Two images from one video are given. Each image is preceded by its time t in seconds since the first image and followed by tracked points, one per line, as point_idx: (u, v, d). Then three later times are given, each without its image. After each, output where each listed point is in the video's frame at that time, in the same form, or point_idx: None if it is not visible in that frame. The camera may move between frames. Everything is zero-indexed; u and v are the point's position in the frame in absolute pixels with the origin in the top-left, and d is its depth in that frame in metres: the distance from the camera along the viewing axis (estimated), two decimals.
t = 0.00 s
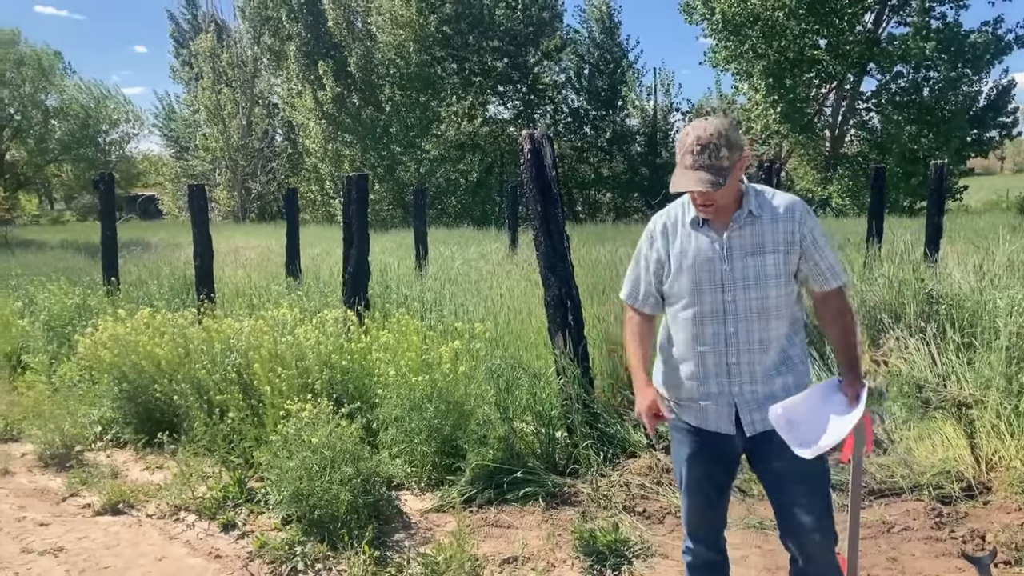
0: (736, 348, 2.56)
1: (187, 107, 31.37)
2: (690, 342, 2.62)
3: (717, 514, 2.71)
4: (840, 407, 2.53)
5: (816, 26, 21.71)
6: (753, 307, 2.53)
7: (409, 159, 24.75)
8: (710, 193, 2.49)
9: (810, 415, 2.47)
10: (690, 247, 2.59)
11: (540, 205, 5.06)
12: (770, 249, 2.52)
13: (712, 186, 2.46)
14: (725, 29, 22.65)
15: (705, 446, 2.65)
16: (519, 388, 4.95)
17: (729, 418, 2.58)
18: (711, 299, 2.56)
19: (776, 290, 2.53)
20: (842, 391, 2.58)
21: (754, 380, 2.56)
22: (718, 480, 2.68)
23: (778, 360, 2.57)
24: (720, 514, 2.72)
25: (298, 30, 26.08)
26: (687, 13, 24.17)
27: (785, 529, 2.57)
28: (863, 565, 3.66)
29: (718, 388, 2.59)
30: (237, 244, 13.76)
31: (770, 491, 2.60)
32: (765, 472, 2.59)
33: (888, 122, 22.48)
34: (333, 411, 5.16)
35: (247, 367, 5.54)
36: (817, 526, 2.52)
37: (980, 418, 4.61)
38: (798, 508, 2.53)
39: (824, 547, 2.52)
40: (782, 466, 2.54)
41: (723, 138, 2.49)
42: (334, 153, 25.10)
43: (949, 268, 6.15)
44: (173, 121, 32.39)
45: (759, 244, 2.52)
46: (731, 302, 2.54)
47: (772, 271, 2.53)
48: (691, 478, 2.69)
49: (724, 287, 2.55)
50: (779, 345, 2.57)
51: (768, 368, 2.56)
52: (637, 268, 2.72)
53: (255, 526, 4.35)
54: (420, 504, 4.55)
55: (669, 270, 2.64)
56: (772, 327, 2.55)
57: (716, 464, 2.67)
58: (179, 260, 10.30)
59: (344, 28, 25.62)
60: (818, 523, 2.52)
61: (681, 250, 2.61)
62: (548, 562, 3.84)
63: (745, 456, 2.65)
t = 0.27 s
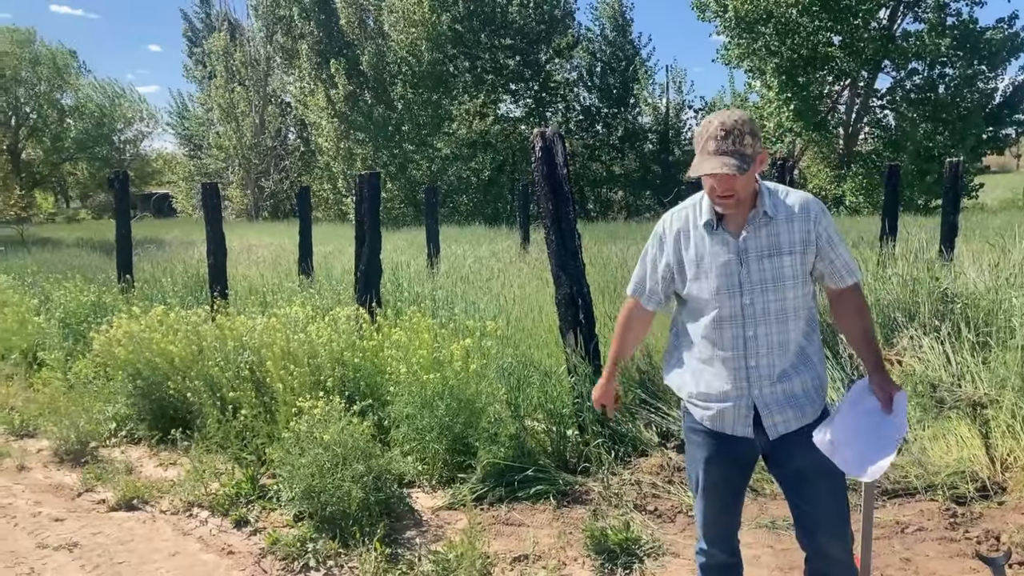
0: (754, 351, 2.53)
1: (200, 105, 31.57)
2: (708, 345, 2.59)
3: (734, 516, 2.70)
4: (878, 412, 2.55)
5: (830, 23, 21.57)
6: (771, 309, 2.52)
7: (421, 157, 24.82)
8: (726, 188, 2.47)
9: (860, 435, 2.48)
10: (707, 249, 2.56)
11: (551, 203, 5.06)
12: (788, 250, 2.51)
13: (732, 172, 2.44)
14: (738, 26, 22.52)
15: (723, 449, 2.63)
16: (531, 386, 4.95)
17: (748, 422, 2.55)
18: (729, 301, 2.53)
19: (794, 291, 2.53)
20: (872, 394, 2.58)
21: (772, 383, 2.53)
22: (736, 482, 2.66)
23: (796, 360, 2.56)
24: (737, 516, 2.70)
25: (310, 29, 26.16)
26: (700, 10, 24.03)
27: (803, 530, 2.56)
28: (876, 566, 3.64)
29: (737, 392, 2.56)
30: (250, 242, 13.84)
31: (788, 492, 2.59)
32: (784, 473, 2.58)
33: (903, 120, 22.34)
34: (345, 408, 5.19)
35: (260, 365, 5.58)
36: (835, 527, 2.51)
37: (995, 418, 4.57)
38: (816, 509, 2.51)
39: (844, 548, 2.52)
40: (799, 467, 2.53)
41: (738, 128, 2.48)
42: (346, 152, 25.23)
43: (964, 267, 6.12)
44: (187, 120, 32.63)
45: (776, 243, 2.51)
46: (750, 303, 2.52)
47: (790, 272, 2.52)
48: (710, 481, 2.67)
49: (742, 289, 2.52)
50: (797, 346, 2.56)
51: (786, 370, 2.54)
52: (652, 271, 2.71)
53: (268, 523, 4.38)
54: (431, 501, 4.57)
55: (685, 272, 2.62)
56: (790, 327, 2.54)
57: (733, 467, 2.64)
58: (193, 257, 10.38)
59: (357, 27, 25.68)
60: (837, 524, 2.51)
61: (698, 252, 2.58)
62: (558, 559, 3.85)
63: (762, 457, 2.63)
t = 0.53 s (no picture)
0: (766, 349, 2.52)
1: (213, 104, 31.74)
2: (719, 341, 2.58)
3: (742, 517, 2.69)
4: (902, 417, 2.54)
5: (844, 20, 21.43)
6: (782, 307, 2.51)
7: (433, 156, 24.87)
8: (748, 166, 2.48)
9: (882, 432, 2.52)
10: (720, 244, 2.55)
11: (563, 202, 5.06)
12: (801, 249, 2.50)
13: (758, 145, 2.46)
14: (751, 24, 22.30)
15: (731, 447, 2.62)
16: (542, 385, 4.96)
17: (757, 420, 2.54)
18: (740, 298, 2.53)
19: (806, 290, 2.52)
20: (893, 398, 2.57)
21: (783, 381, 2.52)
22: (744, 481, 2.65)
23: (807, 360, 2.55)
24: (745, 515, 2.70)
25: (323, 28, 26.22)
26: (712, 8, 23.92)
27: (812, 531, 2.56)
28: (888, 567, 3.61)
29: (746, 389, 2.55)
30: (262, 240, 13.91)
31: (797, 492, 2.59)
32: (793, 474, 2.57)
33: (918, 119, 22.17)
34: (357, 406, 5.21)
35: (272, 362, 5.61)
36: (844, 529, 2.50)
37: (1010, 420, 4.52)
38: (823, 511, 2.51)
39: (854, 552, 2.51)
40: (808, 468, 2.53)
41: (763, 108, 2.49)
42: (358, 151, 25.31)
43: (980, 267, 6.08)
44: (201, 119, 32.84)
45: (790, 242, 2.50)
46: (761, 301, 2.51)
47: (803, 271, 2.51)
48: (718, 479, 2.67)
49: (754, 286, 2.52)
50: (808, 346, 2.54)
51: (796, 369, 2.53)
52: (661, 264, 2.68)
53: (280, 519, 4.41)
54: (442, 499, 4.58)
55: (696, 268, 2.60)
56: (803, 326, 2.52)
57: (742, 466, 2.63)
58: (206, 255, 10.45)
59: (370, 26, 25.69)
60: (845, 526, 2.50)
61: (711, 247, 2.57)
62: (569, 559, 3.85)
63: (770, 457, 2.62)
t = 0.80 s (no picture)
0: (774, 344, 2.52)
1: (224, 102, 31.86)
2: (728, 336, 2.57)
3: (747, 514, 2.67)
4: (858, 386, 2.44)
5: (855, 17, 21.32)
6: (791, 302, 2.51)
7: (442, 154, 24.89)
8: (763, 157, 2.47)
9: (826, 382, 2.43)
10: (732, 239, 2.53)
11: (572, 200, 5.05)
12: (810, 243, 2.50)
13: (776, 135, 2.45)
14: (762, 22, 22.19)
15: (738, 445, 2.61)
16: (552, 383, 4.95)
17: (764, 415, 2.54)
18: (749, 293, 2.52)
19: (815, 287, 2.51)
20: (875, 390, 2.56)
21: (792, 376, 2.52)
22: (751, 480, 2.64)
23: (814, 356, 2.55)
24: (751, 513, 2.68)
25: (333, 26, 26.25)
26: (723, 6, 23.83)
27: (818, 530, 2.56)
28: (900, 567, 3.60)
29: (753, 384, 2.55)
30: (273, 237, 13.97)
31: (802, 490, 2.58)
32: (798, 473, 2.56)
33: (930, 116, 22.04)
34: (367, 403, 5.22)
35: (283, 359, 5.63)
36: (849, 526, 2.50)
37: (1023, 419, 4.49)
38: (829, 509, 2.51)
39: (861, 550, 2.51)
40: (813, 466, 2.52)
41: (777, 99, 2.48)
42: (368, 149, 25.34)
43: (993, 266, 6.04)
44: (212, 117, 32.98)
45: (800, 238, 2.50)
46: (771, 297, 2.51)
47: (812, 267, 2.50)
48: (724, 477, 2.65)
49: (763, 281, 2.51)
50: (815, 342, 2.54)
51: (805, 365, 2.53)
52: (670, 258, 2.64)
53: (290, 516, 4.43)
54: (452, 496, 4.59)
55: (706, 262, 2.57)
56: (811, 322, 2.53)
57: (749, 464, 2.62)
58: (217, 253, 10.50)
59: (380, 24, 25.75)
60: (849, 524, 2.50)
61: (722, 241, 2.55)
62: (579, 556, 3.85)
63: (777, 456, 2.61)
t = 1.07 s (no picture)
0: (783, 342, 2.52)
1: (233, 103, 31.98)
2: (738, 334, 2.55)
3: (755, 515, 2.66)
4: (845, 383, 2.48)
5: (865, 16, 21.24)
6: (799, 299, 2.50)
7: (450, 154, 24.93)
8: (771, 161, 2.47)
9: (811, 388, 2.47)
10: (742, 237, 2.52)
11: (580, 200, 5.05)
12: (818, 241, 2.50)
13: (783, 140, 2.45)
14: (770, 21, 22.11)
15: (746, 444, 2.60)
16: (559, 383, 4.95)
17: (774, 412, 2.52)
18: (759, 289, 2.51)
19: (823, 284, 2.51)
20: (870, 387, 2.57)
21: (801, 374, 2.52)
22: (759, 481, 2.63)
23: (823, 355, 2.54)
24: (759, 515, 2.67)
25: (341, 26, 26.29)
26: (732, 5, 23.77)
27: (826, 530, 2.55)
28: (908, 567, 3.58)
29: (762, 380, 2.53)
30: (282, 238, 14.00)
31: (810, 490, 2.57)
32: (806, 472, 2.56)
33: (940, 116, 21.93)
34: (375, 403, 5.23)
35: (291, 359, 5.66)
36: (857, 525, 2.49)
37: None
38: (838, 508, 2.50)
39: (869, 549, 2.50)
40: (821, 465, 2.51)
41: (781, 104, 2.48)
42: (376, 149, 25.38)
43: (1003, 266, 6.01)
44: (221, 118, 33.11)
45: (809, 236, 2.50)
46: (780, 294, 2.50)
47: (820, 263, 2.50)
48: (732, 478, 2.64)
49: (771, 277, 2.50)
50: (824, 340, 2.53)
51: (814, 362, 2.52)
52: (678, 258, 2.62)
53: (298, 515, 4.44)
54: (459, 496, 4.60)
55: (715, 260, 2.56)
56: (819, 320, 2.52)
57: (757, 464, 2.61)
58: (226, 253, 10.54)
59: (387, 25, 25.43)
60: (858, 523, 2.49)
61: (732, 240, 2.53)
62: (586, 556, 3.85)
63: (785, 457, 2.60)
